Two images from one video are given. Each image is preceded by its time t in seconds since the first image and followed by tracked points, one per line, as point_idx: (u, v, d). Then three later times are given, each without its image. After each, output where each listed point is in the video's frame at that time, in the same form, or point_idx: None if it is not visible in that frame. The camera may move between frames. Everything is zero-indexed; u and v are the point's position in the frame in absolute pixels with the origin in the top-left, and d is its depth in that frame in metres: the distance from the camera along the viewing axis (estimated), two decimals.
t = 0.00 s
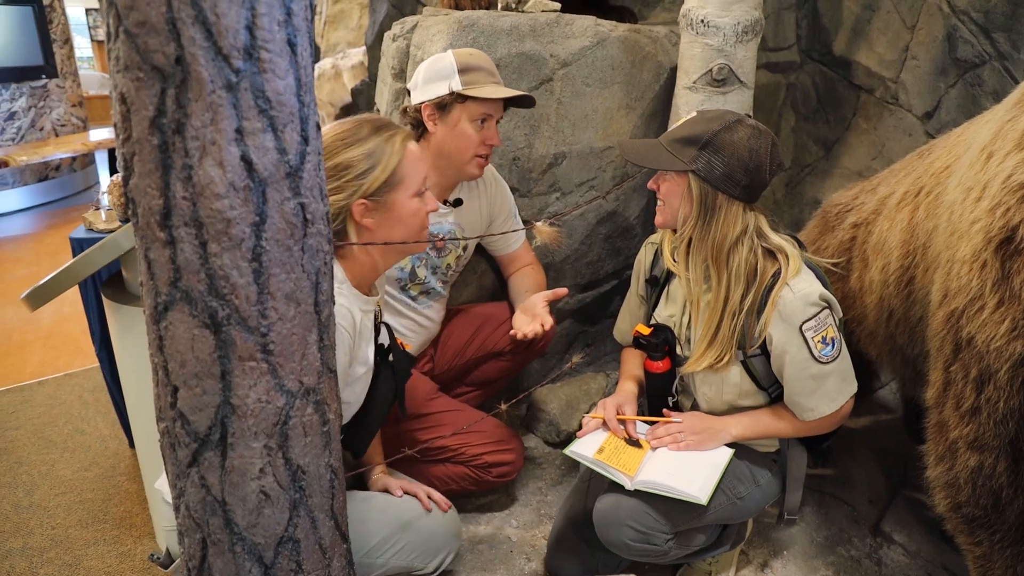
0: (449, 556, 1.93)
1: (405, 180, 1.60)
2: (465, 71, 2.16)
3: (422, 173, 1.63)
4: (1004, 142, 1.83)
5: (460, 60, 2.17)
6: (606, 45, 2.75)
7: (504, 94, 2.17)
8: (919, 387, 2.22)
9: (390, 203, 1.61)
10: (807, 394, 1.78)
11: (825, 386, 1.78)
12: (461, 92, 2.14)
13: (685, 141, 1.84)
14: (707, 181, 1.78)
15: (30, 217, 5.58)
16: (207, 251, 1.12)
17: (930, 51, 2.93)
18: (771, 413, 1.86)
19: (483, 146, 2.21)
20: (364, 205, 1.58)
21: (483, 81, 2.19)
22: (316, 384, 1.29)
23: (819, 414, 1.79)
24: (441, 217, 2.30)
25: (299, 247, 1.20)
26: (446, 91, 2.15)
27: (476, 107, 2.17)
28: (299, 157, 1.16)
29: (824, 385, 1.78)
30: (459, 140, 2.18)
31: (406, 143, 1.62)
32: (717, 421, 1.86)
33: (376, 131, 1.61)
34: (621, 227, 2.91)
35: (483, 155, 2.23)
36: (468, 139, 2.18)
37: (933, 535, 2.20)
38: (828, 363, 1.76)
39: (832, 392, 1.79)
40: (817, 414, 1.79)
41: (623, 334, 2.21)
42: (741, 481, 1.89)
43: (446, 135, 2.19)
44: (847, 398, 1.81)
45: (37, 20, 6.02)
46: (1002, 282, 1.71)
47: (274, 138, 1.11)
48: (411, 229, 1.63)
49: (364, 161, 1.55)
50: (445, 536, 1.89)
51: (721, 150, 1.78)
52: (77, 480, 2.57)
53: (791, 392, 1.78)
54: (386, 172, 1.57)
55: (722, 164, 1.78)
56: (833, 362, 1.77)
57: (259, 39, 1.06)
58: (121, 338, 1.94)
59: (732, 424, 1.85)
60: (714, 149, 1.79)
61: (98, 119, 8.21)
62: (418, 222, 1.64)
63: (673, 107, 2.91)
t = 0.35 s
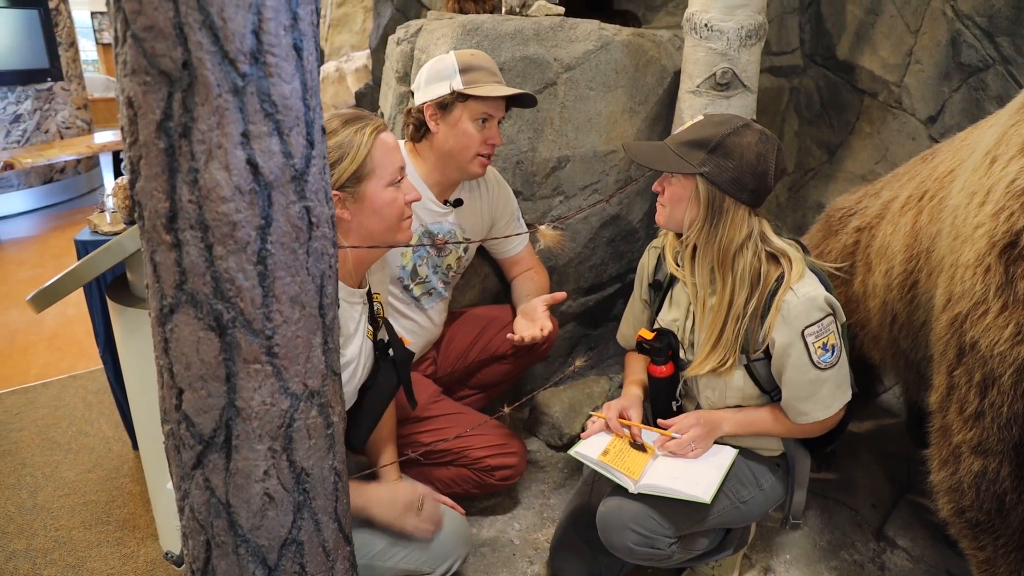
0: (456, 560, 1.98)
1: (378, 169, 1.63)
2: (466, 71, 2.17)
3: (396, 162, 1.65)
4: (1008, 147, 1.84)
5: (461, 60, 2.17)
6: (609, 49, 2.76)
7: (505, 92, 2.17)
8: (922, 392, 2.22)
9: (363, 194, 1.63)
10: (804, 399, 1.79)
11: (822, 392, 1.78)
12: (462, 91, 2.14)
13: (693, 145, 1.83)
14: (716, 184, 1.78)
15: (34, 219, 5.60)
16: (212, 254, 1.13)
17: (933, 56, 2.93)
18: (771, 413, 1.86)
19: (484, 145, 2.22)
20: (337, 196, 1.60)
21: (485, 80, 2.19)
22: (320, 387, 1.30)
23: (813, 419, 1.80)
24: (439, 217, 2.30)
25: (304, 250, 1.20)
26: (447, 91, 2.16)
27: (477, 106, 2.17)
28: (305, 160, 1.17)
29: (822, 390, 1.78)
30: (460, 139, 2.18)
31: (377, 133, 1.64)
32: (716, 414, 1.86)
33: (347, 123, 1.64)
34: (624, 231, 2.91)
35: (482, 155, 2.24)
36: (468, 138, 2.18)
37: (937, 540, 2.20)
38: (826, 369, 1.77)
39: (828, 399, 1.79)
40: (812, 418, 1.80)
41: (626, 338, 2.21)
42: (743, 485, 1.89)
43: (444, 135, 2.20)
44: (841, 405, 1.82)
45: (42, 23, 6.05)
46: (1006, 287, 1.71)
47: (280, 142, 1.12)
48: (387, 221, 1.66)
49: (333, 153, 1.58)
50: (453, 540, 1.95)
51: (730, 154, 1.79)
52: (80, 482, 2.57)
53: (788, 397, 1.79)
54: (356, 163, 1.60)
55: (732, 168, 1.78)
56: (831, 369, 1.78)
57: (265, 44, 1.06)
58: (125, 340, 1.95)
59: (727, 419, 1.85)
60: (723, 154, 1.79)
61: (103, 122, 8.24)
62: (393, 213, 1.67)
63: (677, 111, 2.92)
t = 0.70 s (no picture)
0: (456, 561, 1.91)
1: (363, 176, 1.61)
2: (462, 71, 2.16)
3: (385, 167, 1.64)
4: (1008, 144, 1.83)
5: (456, 61, 2.17)
6: (609, 48, 2.76)
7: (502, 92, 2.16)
8: (923, 390, 2.22)
9: (350, 200, 1.62)
10: (788, 392, 1.78)
11: (807, 387, 1.78)
12: (458, 92, 2.14)
13: (725, 140, 1.76)
14: (749, 181, 1.75)
15: (33, 220, 5.60)
16: (211, 254, 1.13)
17: (932, 53, 2.93)
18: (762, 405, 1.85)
19: (482, 146, 2.21)
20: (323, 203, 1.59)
21: (481, 80, 2.18)
22: (320, 387, 1.30)
23: (795, 414, 1.80)
24: (439, 217, 2.32)
25: (303, 250, 1.20)
26: (444, 92, 2.16)
27: (474, 107, 2.17)
28: (304, 160, 1.17)
29: (807, 385, 1.78)
30: (458, 140, 2.18)
31: (364, 138, 1.62)
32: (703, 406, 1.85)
33: (333, 129, 1.62)
34: (624, 230, 2.91)
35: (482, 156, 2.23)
36: (466, 139, 2.18)
37: (937, 538, 2.20)
38: (814, 365, 1.77)
39: (812, 396, 1.79)
40: (793, 413, 1.80)
41: (625, 336, 2.21)
42: (742, 482, 1.89)
43: (442, 136, 2.19)
44: (825, 406, 1.81)
45: (41, 23, 6.04)
46: (1006, 284, 1.71)
47: (279, 142, 1.12)
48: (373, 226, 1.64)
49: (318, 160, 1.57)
50: (453, 540, 1.89)
51: (759, 151, 1.77)
52: (81, 482, 2.57)
53: (773, 388, 1.79)
54: (343, 168, 1.58)
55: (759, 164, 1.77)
56: (820, 365, 1.78)
57: (264, 44, 1.06)
58: (125, 341, 1.95)
59: (713, 414, 1.84)
60: (753, 150, 1.76)
61: (102, 122, 8.24)
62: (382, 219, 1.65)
63: (676, 109, 2.92)
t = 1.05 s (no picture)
0: (455, 556, 1.92)
1: (357, 170, 1.61)
2: (459, 70, 2.16)
3: (381, 161, 1.64)
4: (1005, 139, 1.83)
5: (452, 59, 2.16)
6: (606, 44, 2.75)
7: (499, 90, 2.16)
8: (920, 385, 2.22)
9: (343, 193, 1.61)
10: (786, 387, 1.78)
11: (805, 380, 1.78)
12: (454, 90, 2.14)
13: (727, 140, 1.75)
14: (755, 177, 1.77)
15: (31, 218, 5.59)
16: (207, 251, 1.13)
17: (931, 48, 2.93)
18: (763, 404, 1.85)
19: (480, 144, 2.21)
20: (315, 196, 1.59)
21: (477, 78, 2.17)
22: (317, 384, 1.30)
23: (792, 408, 1.80)
24: (436, 215, 2.31)
25: (299, 247, 1.20)
26: (440, 90, 2.16)
27: (470, 105, 2.17)
28: (299, 157, 1.16)
29: (806, 378, 1.78)
30: (455, 139, 2.18)
31: (360, 133, 1.62)
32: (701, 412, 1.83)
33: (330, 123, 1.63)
34: (622, 226, 2.91)
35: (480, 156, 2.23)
36: (464, 137, 2.18)
37: (935, 533, 2.20)
38: (813, 358, 1.77)
39: (809, 389, 1.79)
40: (790, 408, 1.80)
41: (624, 330, 2.20)
42: (741, 477, 1.89)
43: (440, 134, 2.19)
44: (822, 401, 1.82)
45: (38, 21, 6.03)
46: (1003, 279, 1.71)
47: (274, 139, 1.12)
48: (367, 221, 1.63)
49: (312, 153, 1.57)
50: (452, 535, 1.89)
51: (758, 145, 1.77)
52: (80, 481, 2.57)
53: (771, 381, 1.79)
54: (337, 162, 1.58)
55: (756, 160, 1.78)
56: (814, 360, 1.78)
57: (258, 40, 1.06)
58: (122, 339, 1.95)
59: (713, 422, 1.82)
60: (754, 145, 1.77)
61: (100, 120, 8.23)
62: (377, 213, 1.64)
63: (674, 105, 2.91)
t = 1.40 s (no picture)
0: (455, 557, 1.93)
1: (355, 174, 1.61)
2: (459, 74, 2.16)
3: (379, 166, 1.65)
4: (1002, 140, 1.84)
5: (453, 63, 2.17)
6: (605, 46, 2.76)
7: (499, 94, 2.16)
8: (919, 386, 2.22)
9: (341, 197, 1.62)
10: (786, 386, 1.79)
11: (806, 380, 1.79)
12: (453, 94, 2.14)
13: (727, 142, 1.76)
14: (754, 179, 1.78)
15: (31, 220, 5.58)
16: (208, 253, 1.13)
17: (929, 49, 2.93)
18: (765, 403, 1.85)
19: (478, 148, 2.21)
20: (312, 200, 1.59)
21: (477, 82, 2.18)
22: (317, 386, 1.30)
23: (795, 408, 1.80)
24: (436, 218, 2.32)
25: (300, 249, 1.21)
26: (439, 94, 2.16)
27: (469, 108, 2.17)
28: (299, 160, 1.17)
29: (806, 378, 1.78)
30: (453, 143, 2.18)
31: (359, 139, 1.63)
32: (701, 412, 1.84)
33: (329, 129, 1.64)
34: (621, 227, 2.91)
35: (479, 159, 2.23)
36: (463, 141, 2.18)
37: (935, 534, 2.20)
38: (813, 358, 1.78)
39: (809, 389, 1.79)
40: (792, 408, 1.80)
41: (623, 332, 2.20)
42: (741, 478, 1.89)
43: (439, 137, 2.19)
44: (823, 398, 1.82)
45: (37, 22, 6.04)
46: (1001, 280, 1.71)
47: (274, 142, 1.12)
48: (365, 224, 1.64)
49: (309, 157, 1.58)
50: (452, 537, 1.90)
51: (758, 148, 1.78)
52: (80, 482, 2.57)
53: (771, 381, 1.80)
54: (335, 167, 1.59)
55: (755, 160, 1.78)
56: (819, 357, 1.79)
57: (258, 43, 1.06)
58: (123, 340, 1.95)
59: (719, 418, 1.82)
60: (753, 147, 1.77)
61: (99, 121, 8.24)
62: (374, 218, 1.65)
63: (673, 106, 2.92)
